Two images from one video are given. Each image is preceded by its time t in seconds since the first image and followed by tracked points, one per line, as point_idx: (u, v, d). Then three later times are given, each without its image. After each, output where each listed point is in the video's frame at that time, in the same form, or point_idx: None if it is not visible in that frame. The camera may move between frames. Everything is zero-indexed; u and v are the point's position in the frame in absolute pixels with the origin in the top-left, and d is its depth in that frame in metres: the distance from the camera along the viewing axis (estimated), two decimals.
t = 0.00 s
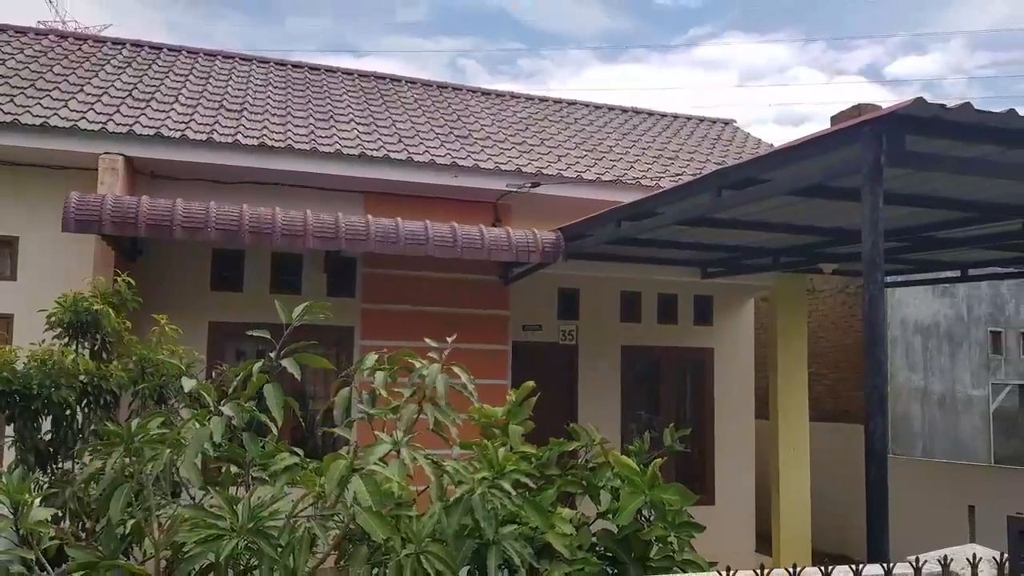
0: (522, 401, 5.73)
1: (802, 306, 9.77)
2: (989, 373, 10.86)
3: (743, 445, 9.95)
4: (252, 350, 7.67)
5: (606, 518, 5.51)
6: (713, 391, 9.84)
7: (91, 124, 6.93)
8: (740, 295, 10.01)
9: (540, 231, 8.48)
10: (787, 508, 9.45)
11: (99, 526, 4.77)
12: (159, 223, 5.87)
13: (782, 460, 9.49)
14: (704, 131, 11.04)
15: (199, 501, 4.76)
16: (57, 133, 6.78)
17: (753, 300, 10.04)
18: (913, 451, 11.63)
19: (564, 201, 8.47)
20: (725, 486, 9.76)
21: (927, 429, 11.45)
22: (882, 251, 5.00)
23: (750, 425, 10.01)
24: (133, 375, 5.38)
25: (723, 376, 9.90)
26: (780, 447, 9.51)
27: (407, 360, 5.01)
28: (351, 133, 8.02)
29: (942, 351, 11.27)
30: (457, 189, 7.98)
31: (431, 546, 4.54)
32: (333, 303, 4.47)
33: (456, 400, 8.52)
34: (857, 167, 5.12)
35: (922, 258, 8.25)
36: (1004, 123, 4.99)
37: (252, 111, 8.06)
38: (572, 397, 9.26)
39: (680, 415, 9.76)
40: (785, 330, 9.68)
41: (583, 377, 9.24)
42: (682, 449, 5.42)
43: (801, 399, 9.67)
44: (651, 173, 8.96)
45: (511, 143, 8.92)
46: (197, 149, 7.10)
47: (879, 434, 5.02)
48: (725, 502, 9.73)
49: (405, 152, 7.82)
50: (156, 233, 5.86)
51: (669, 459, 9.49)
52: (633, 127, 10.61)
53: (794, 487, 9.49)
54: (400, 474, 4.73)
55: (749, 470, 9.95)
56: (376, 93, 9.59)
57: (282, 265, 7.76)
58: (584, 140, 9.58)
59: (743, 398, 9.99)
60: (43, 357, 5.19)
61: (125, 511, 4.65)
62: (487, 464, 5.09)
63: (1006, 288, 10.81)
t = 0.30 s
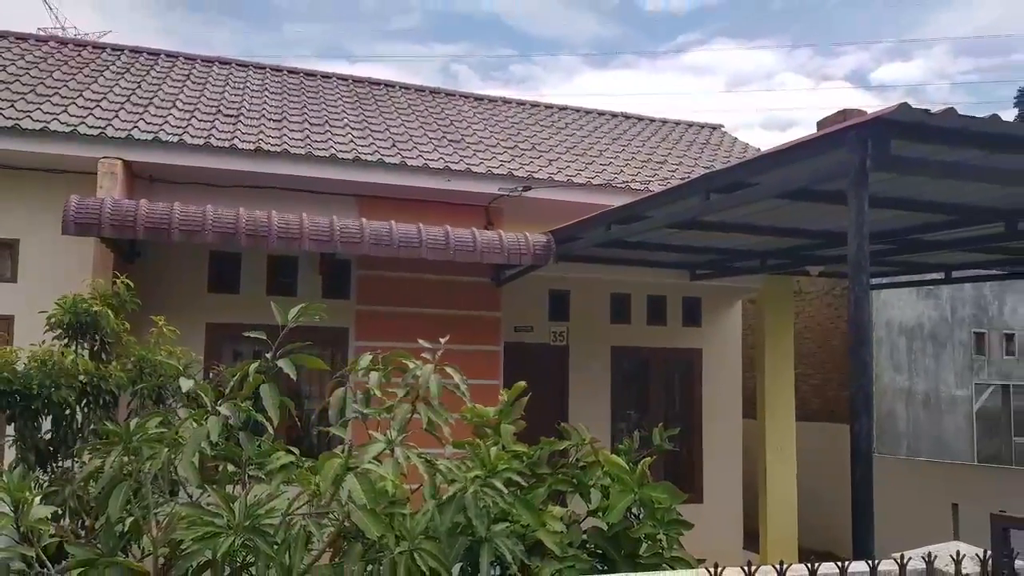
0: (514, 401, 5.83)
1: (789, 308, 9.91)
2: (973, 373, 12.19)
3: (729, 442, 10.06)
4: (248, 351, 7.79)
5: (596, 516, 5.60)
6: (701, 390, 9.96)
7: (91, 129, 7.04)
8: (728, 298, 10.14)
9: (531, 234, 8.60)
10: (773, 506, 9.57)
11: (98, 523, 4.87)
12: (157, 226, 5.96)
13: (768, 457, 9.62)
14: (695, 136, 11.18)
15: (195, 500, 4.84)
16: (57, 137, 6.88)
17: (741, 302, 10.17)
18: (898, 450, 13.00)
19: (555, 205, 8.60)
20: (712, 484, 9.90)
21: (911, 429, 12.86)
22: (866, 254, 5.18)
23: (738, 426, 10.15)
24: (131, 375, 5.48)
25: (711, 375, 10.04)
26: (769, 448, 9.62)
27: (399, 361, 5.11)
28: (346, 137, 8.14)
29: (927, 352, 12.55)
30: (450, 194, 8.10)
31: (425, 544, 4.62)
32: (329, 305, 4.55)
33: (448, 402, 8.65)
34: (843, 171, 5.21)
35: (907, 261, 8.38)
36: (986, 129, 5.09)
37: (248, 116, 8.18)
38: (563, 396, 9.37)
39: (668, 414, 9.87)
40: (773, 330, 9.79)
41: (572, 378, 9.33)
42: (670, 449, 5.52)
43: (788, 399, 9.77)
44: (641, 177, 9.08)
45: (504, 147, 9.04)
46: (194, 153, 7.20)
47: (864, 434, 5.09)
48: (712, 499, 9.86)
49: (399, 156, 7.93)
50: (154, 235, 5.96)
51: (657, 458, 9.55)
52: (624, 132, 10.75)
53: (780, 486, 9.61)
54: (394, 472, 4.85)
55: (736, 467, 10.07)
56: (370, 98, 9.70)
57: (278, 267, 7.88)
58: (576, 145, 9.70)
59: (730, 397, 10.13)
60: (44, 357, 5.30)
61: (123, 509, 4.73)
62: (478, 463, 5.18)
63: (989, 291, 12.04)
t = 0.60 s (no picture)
0: (506, 401, 5.93)
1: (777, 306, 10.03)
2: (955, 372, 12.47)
3: (720, 438, 10.17)
4: (244, 352, 7.91)
5: (586, 514, 5.69)
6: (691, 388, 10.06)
7: (90, 134, 7.15)
8: (717, 299, 10.23)
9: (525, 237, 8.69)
10: (760, 499, 9.69)
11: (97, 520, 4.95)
12: (155, 228, 6.07)
13: (756, 448, 9.73)
14: (686, 141, 11.32)
15: (192, 497, 4.93)
16: (56, 142, 6.98)
17: (728, 301, 10.25)
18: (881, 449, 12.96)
19: (548, 208, 8.72)
20: (701, 480, 10.02)
21: (894, 428, 13.05)
22: (853, 256, 5.24)
23: (727, 425, 10.27)
24: (130, 376, 5.58)
25: (700, 373, 10.14)
26: (756, 444, 9.72)
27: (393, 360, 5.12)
28: (341, 142, 8.26)
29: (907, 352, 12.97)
30: (443, 198, 8.21)
31: (419, 542, 4.68)
32: (325, 307, 4.63)
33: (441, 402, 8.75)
34: (829, 176, 5.30)
35: (894, 263, 8.51)
36: (967, 135, 5.19)
37: (245, 121, 8.30)
38: (554, 396, 9.48)
39: (658, 412, 9.96)
40: (758, 327, 9.90)
41: (561, 377, 9.45)
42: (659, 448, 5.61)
43: (774, 395, 9.90)
44: (632, 181, 9.21)
45: (497, 152, 9.17)
46: (191, 157, 7.31)
47: (848, 433, 5.16)
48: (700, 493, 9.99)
49: (392, 160, 8.06)
50: (152, 238, 6.06)
51: (648, 458, 9.71)
52: (616, 137, 10.88)
53: (767, 478, 9.72)
54: (388, 472, 4.81)
55: (724, 462, 10.18)
56: (365, 103, 9.82)
57: (273, 268, 7.98)
58: (568, 149, 9.83)
59: (719, 393, 10.23)
60: (44, 359, 5.39)
61: (122, 507, 4.81)
62: (471, 461, 5.12)
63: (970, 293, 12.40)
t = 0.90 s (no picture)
0: (498, 402, 6.02)
1: (765, 307, 10.17)
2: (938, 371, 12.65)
3: (709, 439, 10.29)
4: (241, 353, 8.03)
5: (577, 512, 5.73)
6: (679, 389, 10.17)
7: (89, 138, 7.25)
8: (707, 300, 10.36)
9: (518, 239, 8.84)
10: (749, 497, 9.80)
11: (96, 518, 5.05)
12: (153, 231, 6.16)
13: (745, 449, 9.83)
14: (677, 145, 11.45)
15: (190, 496, 5.03)
16: (56, 146, 7.08)
17: (717, 302, 10.38)
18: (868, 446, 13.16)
19: (540, 211, 8.85)
20: (691, 478, 10.13)
21: (881, 427, 13.23)
22: (839, 258, 5.32)
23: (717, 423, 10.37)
24: (128, 376, 5.68)
25: (689, 373, 10.25)
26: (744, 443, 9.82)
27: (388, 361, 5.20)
28: (336, 146, 8.37)
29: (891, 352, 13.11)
30: (436, 201, 8.32)
31: (412, 539, 4.72)
32: (320, 308, 4.71)
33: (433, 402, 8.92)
34: (816, 179, 5.39)
35: (883, 265, 8.62)
36: (949, 139, 5.27)
37: (241, 125, 8.41)
38: (545, 395, 9.58)
39: (648, 412, 10.09)
40: (746, 328, 10.02)
41: (553, 377, 9.57)
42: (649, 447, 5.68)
43: (762, 394, 10.00)
44: (623, 184, 9.33)
45: (490, 156, 9.28)
46: (189, 161, 7.41)
47: (836, 432, 5.21)
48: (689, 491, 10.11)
49: (387, 164, 8.16)
50: (151, 240, 6.16)
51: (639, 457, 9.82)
52: (608, 141, 11.01)
53: (754, 476, 9.82)
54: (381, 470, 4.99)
55: (713, 462, 10.30)
56: (360, 108, 9.93)
57: (269, 269, 8.09)
58: (561, 153, 9.95)
59: (708, 392, 10.34)
60: (44, 360, 5.49)
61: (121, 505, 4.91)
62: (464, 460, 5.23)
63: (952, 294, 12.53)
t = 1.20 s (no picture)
0: (491, 402, 6.12)
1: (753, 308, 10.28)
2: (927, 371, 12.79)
3: (698, 439, 10.42)
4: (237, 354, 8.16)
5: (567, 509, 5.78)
6: (669, 390, 10.30)
7: (88, 143, 7.36)
8: (696, 301, 10.50)
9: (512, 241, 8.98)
10: (738, 496, 9.91)
11: (96, 516, 5.14)
12: (151, 233, 6.26)
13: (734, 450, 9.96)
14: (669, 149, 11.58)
15: (187, 494, 5.12)
16: (55, 150, 7.18)
17: (706, 304, 10.51)
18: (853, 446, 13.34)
19: (533, 215, 8.97)
20: (680, 477, 10.25)
21: (867, 427, 13.39)
22: (826, 260, 5.40)
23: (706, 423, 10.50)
24: (127, 376, 5.79)
25: (679, 373, 10.38)
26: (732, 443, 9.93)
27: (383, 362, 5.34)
28: (331, 150, 8.48)
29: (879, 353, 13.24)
30: (430, 205, 8.43)
31: (407, 537, 4.80)
32: (317, 309, 4.77)
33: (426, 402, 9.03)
34: (804, 182, 5.47)
35: (872, 266, 8.73)
36: (933, 144, 5.35)
37: (238, 129, 8.53)
38: (537, 395, 9.69)
39: (638, 412, 10.21)
40: (736, 329, 10.15)
41: (545, 377, 9.67)
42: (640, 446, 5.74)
43: (748, 395, 10.12)
44: (614, 188, 9.44)
45: (483, 160, 9.40)
46: (186, 164, 7.51)
47: (821, 430, 5.29)
48: (679, 489, 10.22)
49: (381, 168, 8.27)
50: (149, 242, 6.26)
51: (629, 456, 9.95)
52: (601, 145, 11.13)
53: (740, 476, 9.93)
54: (375, 469, 5.05)
55: (701, 461, 10.42)
56: (355, 113, 10.04)
57: (265, 271, 8.20)
58: (553, 157, 10.07)
59: (697, 393, 10.47)
60: (44, 361, 5.59)
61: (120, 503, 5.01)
62: (457, 459, 5.27)
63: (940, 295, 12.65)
